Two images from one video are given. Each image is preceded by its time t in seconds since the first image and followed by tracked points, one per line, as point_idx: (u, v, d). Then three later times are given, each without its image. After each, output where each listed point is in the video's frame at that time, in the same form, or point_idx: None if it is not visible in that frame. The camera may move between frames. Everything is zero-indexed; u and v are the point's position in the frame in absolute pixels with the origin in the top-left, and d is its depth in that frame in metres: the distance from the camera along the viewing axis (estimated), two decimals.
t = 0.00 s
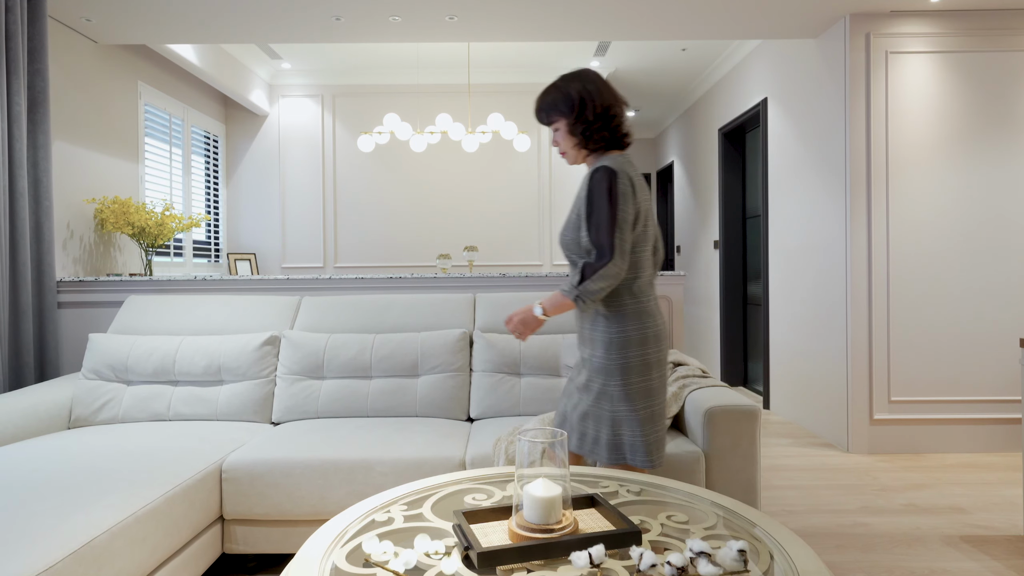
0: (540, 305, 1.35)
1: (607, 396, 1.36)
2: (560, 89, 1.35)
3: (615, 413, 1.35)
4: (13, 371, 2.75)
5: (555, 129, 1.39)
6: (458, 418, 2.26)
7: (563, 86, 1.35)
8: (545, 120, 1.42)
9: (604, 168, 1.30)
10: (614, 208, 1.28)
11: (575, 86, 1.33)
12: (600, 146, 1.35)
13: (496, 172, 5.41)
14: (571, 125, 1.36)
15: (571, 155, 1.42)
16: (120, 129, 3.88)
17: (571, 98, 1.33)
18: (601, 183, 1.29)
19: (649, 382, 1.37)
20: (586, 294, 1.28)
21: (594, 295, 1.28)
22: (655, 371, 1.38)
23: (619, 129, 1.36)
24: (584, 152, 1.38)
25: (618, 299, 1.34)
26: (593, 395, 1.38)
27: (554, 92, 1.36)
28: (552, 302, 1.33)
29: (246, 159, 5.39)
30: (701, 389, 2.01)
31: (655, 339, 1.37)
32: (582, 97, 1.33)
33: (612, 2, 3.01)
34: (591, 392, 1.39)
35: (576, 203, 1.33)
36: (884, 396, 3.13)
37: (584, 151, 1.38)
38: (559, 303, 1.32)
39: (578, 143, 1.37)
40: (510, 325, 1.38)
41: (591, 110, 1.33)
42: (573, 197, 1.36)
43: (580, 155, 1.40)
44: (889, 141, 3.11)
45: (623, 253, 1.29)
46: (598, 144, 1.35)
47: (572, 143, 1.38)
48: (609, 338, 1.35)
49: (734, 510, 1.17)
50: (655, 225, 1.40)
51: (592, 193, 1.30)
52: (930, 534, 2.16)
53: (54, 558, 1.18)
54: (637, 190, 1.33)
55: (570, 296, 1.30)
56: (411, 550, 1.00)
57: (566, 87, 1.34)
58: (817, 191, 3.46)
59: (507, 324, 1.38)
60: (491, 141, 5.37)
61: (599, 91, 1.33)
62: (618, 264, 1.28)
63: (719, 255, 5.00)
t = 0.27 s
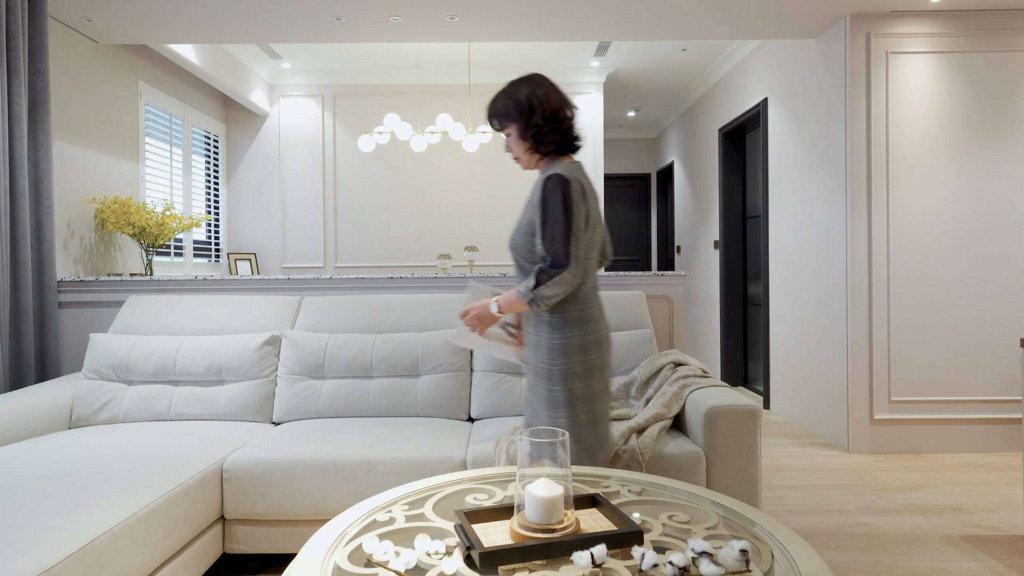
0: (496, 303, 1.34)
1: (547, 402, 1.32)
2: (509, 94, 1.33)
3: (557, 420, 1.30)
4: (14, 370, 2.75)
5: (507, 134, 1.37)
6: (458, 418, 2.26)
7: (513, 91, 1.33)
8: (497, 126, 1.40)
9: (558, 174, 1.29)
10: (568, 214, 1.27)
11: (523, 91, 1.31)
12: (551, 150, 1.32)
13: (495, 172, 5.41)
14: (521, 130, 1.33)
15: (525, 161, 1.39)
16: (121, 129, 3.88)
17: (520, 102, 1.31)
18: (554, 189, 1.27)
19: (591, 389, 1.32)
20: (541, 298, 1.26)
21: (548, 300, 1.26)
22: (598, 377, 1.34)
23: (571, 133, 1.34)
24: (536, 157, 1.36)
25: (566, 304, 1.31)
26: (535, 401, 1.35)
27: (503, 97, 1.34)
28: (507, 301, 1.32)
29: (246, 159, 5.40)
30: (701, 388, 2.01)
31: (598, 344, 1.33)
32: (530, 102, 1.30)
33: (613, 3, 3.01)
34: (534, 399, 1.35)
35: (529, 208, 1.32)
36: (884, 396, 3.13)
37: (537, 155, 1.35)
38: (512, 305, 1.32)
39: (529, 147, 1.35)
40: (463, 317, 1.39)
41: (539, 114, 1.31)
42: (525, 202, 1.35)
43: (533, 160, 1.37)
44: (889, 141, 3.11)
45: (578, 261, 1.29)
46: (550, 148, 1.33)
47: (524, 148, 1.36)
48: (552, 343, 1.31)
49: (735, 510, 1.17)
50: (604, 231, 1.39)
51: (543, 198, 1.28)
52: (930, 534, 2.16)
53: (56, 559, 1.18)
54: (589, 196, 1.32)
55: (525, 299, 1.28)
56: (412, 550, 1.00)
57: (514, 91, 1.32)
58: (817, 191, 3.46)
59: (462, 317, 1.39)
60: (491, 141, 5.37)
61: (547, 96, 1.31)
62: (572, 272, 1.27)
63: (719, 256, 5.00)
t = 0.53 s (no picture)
0: (454, 302, 1.36)
1: (495, 390, 1.36)
2: (455, 96, 1.35)
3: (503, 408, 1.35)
4: (14, 370, 2.75)
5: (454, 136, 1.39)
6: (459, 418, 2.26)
7: (457, 93, 1.34)
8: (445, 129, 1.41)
9: (513, 173, 1.32)
10: (525, 214, 1.30)
11: (467, 93, 1.33)
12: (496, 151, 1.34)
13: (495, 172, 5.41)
14: (467, 132, 1.35)
15: (473, 162, 1.41)
16: (121, 129, 3.88)
17: (464, 104, 1.33)
18: (512, 188, 1.30)
19: (538, 384, 1.38)
20: (499, 297, 1.28)
21: (505, 298, 1.28)
22: (545, 372, 1.40)
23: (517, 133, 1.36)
24: (483, 158, 1.38)
25: (522, 302, 1.35)
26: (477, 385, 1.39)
27: (448, 100, 1.35)
28: (465, 299, 1.34)
29: (246, 159, 5.40)
30: (701, 389, 2.02)
31: (552, 342, 1.40)
32: (474, 104, 1.32)
33: (614, 3, 3.01)
34: (479, 385, 1.39)
35: (486, 207, 1.34)
36: (885, 396, 3.13)
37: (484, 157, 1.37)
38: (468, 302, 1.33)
39: (475, 148, 1.36)
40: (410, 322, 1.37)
41: (483, 115, 1.32)
42: (481, 201, 1.37)
43: (482, 161, 1.39)
44: (890, 141, 3.11)
45: (535, 260, 1.32)
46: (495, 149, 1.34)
47: (471, 149, 1.37)
48: (507, 337, 1.35)
49: (737, 510, 1.17)
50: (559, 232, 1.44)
51: (501, 197, 1.31)
52: (931, 534, 2.16)
53: (58, 559, 1.18)
54: (546, 196, 1.36)
55: (482, 296, 1.30)
56: (412, 550, 1.00)
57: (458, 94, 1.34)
58: (818, 191, 3.45)
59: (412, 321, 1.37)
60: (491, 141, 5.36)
61: (491, 97, 1.32)
62: (529, 270, 1.30)
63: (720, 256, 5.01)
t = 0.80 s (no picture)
0: (425, 303, 1.32)
1: (468, 399, 1.35)
2: (408, 98, 1.35)
3: (485, 414, 1.35)
4: (16, 370, 2.75)
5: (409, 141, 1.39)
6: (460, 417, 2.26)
7: (411, 96, 1.35)
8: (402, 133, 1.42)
9: (483, 171, 1.33)
10: (500, 210, 1.32)
11: (420, 95, 1.33)
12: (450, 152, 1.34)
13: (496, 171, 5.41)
14: (420, 136, 1.35)
15: (429, 165, 1.42)
16: (122, 129, 3.88)
17: (416, 108, 1.34)
18: (486, 185, 1.31)
19: (508, 385, 1.39)
20: (477, 295, 1.29)
21: (482, 296, 1.30)
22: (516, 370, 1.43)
23: (472, 132, 1.36)
24: (438, 161, 1.38)
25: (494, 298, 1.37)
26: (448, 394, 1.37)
27: (402, 102, 1.36)
28: (438, 300, 1.31)
29: (247, 159, 5.40)
30: (702, 389, 2.02)
31: (516, 340, 1.41)
32: (427, 107, 1.33)
33: (614, 3, 3.01)
34: (450, 394, 1.37)
35: (454, 204, 1.34)
36: (885, 396, 3.13)
37: (438, 159, 1.38)
38: (439, 305, 1.30)
39: (427, 150, 1.37)
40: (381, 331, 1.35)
41: (435, 117, 1.33)
42: (448, 199, 1.36)
43: (438, 163, 1.39)
44: (891, 141, 3.12)
45: (509, 256, 1.35)
46: (448, 150, 1.35)
47: (424, 152, 1.38)
48: (479, 340, 1.34)
49: (739, 510, 1.17)
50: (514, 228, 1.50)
51: (473, 194, 1.32)
52: (932, 534, 2.16)
53: (60, 559, 1.18)
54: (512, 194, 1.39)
55: (458, 296, 1.30)
56: (414, 551, 1.00)
57: (409, 98, 1.34)
58: (819, 191, 3.45)
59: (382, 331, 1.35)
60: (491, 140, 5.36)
61: (443, 99, 1.33)
62: (505, 266, 1.33)
63: (720, 256, 5.01)
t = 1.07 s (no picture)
0: (404, 309, 1.27)
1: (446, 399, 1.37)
2: (358, 100, 1.33)
3: (460, 413, 1.38)
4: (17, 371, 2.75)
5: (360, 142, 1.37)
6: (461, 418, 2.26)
7: (360, 98, 1.33)
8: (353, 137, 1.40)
9: (451, 168, 1.33)
10: (473, 207, 1.32)
11: (371, 96, 1.32)
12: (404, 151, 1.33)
13: (497, 171, 5.41)
14: (372, 137, 1.34)
15: (384, 166, 1.40)
16: (123, 129, 3.88)
17: (366, 109, 1.32)
18: (458, 182, 1.31)
19: (479, 385, 1.43)
20: (456, 294, 1.29)
21: (462, 295, 1.30)
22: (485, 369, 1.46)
23: (426, 131, 1.37)
24: (392, 161, 1.36)
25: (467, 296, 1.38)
26: (422, 396, 1.37)
27: (351, 106, 1.34)
28: (416, 303, 1.27)
29: (248, 159, 5.40)
30: (703, 389, 2.02)
31: (484, 340, 1.45)
32: (377, 108, 1.31)
33: (615, 3, 3.02)
34: (426, 396, 1.37)
35: (424, 203, 1.33)
36: (886, 396, 3.13)
37: (393, 160, 1.36)
38: (418, 308, 1.27)
39: (381, 151, 1.35)
40: (359, 343, 1.23)
41: (387, 117, 1.31)
42: (416, 198, 1.34)
43: (392, 164, 1.38)
44: (892, 141, 3.11)
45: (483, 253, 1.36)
46: (402, 149, 1.34)
47: (377, 153, 1.36)
48: (453, 338, 1.37)
49: (741, 510, 1.17)
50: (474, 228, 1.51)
51: (444, 191, 1.31)
52: (934, 534, 2.16)
53: (62, 559, 1.18)
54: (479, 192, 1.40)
55: (438, 297, 1.28)
56: (416, 551, 1.00)
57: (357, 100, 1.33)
58: (819, 191, 3.46)
59: (361, 343, 1.24)
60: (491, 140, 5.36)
61: (394, 98, 1.32)
62: (481, 263, 1.33)
63: (721, 256, 5.01)
